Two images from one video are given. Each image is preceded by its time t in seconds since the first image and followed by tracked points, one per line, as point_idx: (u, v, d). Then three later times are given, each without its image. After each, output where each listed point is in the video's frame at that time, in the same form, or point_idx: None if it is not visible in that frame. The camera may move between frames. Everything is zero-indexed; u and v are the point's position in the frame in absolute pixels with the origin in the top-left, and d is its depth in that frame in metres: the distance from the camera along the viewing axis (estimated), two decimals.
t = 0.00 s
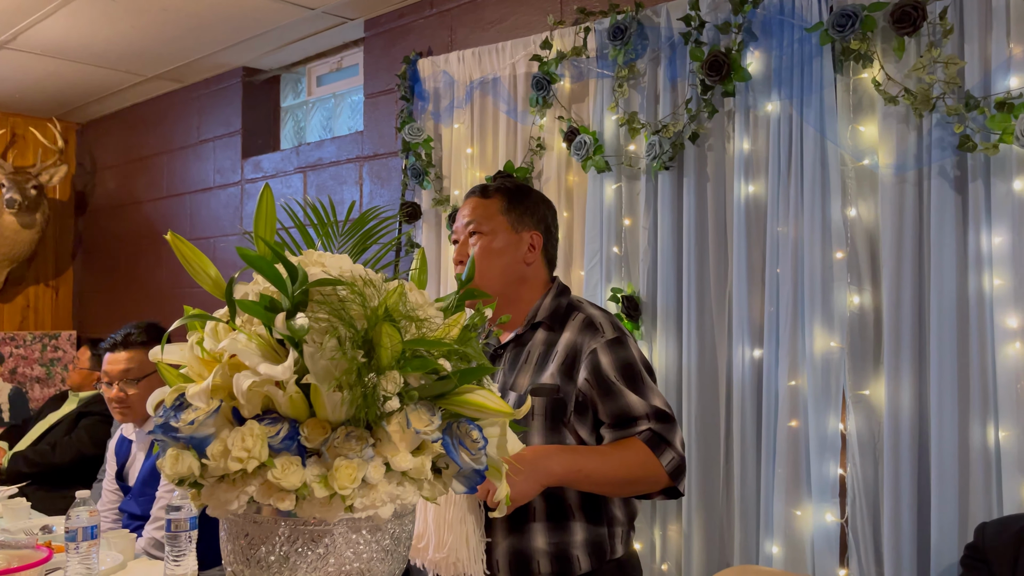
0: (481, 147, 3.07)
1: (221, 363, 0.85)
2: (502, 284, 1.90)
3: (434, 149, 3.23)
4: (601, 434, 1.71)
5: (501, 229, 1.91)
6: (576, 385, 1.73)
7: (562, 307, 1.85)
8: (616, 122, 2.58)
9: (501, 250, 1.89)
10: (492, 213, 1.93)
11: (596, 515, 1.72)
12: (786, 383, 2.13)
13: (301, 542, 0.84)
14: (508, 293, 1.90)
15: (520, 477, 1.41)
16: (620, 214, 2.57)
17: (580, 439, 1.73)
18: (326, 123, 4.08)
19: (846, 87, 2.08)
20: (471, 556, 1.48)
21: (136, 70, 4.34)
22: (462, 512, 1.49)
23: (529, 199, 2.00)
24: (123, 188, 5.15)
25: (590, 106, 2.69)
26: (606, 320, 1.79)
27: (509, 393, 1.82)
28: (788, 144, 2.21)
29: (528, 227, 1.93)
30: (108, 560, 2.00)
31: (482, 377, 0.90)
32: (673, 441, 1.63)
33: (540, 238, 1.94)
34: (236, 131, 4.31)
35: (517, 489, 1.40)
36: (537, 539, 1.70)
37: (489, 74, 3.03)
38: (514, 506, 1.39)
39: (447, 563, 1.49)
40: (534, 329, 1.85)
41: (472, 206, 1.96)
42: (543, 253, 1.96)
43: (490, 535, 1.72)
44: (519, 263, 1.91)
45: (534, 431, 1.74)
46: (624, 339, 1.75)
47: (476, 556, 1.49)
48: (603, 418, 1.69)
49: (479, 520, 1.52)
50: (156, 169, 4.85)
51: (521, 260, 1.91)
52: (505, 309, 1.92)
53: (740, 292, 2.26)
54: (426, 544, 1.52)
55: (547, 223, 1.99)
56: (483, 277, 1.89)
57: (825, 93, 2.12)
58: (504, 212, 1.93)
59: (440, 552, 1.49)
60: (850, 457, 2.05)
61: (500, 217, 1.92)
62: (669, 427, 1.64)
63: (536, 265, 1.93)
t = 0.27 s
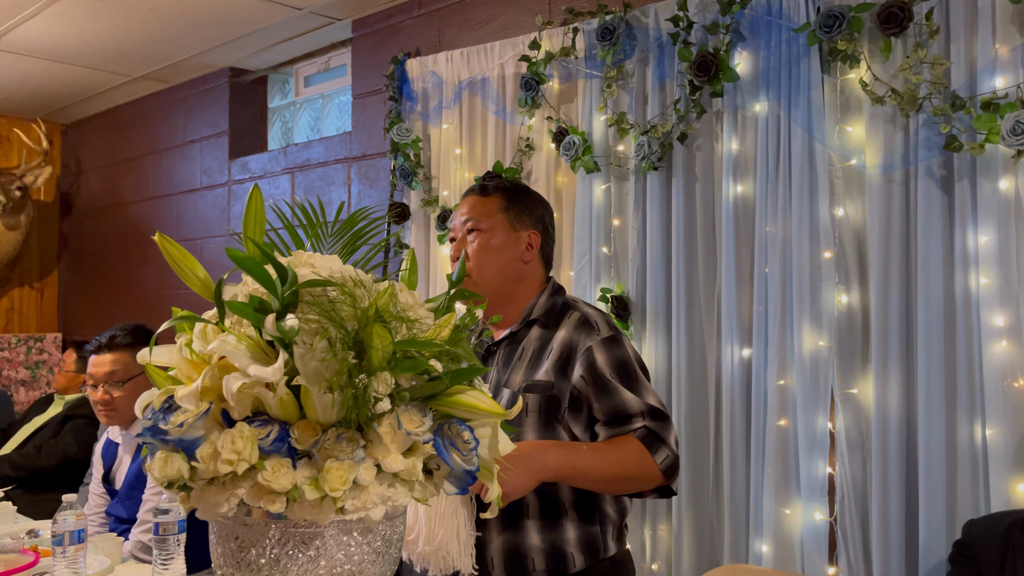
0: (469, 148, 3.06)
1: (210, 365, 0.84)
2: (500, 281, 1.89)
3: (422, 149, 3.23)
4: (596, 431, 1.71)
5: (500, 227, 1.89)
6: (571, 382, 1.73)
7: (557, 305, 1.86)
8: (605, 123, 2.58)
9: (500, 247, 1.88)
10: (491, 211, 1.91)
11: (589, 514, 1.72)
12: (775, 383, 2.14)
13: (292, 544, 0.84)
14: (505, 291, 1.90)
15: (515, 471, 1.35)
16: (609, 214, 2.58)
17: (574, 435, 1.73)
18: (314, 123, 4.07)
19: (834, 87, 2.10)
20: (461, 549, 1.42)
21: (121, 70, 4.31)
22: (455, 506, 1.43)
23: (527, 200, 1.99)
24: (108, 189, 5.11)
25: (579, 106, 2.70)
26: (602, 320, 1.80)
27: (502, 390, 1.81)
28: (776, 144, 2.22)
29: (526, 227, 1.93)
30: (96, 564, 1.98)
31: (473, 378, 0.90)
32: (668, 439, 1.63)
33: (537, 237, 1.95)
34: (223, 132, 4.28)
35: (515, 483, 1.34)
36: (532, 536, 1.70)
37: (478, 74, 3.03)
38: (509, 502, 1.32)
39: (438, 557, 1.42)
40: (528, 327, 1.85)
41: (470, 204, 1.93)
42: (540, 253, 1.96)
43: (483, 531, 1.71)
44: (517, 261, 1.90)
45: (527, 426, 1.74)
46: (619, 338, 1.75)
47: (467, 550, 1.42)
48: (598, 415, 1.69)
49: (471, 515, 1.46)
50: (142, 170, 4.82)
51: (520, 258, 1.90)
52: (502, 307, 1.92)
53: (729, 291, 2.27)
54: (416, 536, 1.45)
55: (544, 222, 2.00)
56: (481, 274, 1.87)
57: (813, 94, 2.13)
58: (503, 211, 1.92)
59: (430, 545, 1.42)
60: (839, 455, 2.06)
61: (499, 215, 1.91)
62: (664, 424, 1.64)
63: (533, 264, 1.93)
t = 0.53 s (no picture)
0: (457, 149, 3.06)
1: (199, 369, 0.84)
2: (506, 274, 1.88)
3: (410, 151, 3.22)
4: (601, 432, 1.71)
5: (512, 223, 1.91)
6: (577, 382, 1.73)
7: (558, 307, 1.86)
8: (593, 124, 2.58)
9: (510, 241, 1.89)
10: (504, 207, 1.93)
11: (589, 515, 1.73)
12: (763, 383, 2.15)
13: (283, 548, 0.83)
14: (509, 285, 1.89)
15: (531, 468, 1.38)
16: (597, 216, 2.58)
17: (579, 435, 1.73)
18: (301, 125, 4.05)
19: (819, 89, 2.11)
20: (470, 552, 1.18)
21: (106, 72, 4.27)
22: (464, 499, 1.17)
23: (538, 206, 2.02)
24: (92, 192, 5.07)
25: (567, 108, 2.70)
26: (605, 321, 1.80)
27: (505, 392, 1.81)
28: (763, 145, 2.23)
29: (536, 229, 1.96)
30: (84, 571, 1.96)
31: (465, 380, 0.90)
32: (673, 440, 1.62)
33: (545, 241, 1.97)
34: (209, 134, 4.26)
35: (529, 481, 1.36)
36: (534, 537, 1.70)
37: (465, 76, 3.03)
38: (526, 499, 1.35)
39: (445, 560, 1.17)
40: (530, 327, 1.86)
41: (485, 198, 1.96)
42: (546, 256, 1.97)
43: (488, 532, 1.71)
44: (525, 258, 1.90)
45: (533, 427, 1.72)
46: (623, 339, 1.75)
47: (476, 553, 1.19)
48: (604, 416, 1.69)
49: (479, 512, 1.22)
50: (128, 172, 4.78)
51: (528, 256, 1.91)
52: (506, 304, 1.90)
53: (717, 292, 2.28)
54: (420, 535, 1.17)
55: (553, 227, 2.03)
56: (489, 264, 1.86)
57: (799, 95, 2.15)
58: (516, 209, 1.94)
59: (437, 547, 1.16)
60: (826, 455, 2.07)
61: (511, 212, 1.93)
62: (669, 425, 1.64)
63: (539, 265, 1.94)
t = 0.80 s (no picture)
0: (445, 151, 3.06)
1: (190, 373, 0.83)
2: (512, 271, 1.87)
3: (398, 153, 3.21)
4: (609, 432, 1.71)
5: (521, 222, 1.93)
6: (586, 382, 1.73)
7: (564, 309, 1.85)
8: (581, 127, 2.59)
9: (518, 238, 1.90)
10: (514, 207, 1.95)
11: (593, 517, 1.71)
12: (750, 384, 2.16)
13: (274, 552, 0.82)
14: (515, 282, 1.88)
15: (546, 464, 1.31)
16: (586, 218, 2.59)
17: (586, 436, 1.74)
18: (287, 127, 4.03)
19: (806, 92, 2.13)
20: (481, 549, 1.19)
21: (90, 74, 4.24)
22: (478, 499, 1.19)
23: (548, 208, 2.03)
24: (76, 194, 5.03)
25: (554, 111, 2.71)
26: (612, 324, 1.81)
27: (512, 391, 1.79)
28: (750, 148, 2.24)
29: (545, 230, 1.97)
30: None
31: (457, 382, 0.90)
32: (681, 443, 1.61)
33: (554, 243, 1.96)
34: (194, 136, 4.23)
35: (544, 476, 1.29)
36: (540, 539, 1.69)
37: (453, 78, 3.03)
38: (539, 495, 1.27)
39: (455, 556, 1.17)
40: (536, 328, 1.84)
41: (496, 199, 1.99)
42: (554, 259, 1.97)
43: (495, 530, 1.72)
44: (532, 256, 1.90)
45: (542, 425, 1.72)
46: (631, 342, 1.76)
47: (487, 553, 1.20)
48: (612, 417, 1.69)
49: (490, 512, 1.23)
50: (112, 175, 4.75)
51: (535, 255, 1.91)
52: (510, 301, 1.88)
53: (704, 294, 2.29)
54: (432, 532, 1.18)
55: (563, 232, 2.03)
56: (495, 258, 1.87)
57: (786, 98, 2.16)
58: (526, 209, 1.96)
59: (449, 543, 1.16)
60: (814, 455, 2.08)
61: (521, 212, 1.95)
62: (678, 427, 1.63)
63: (546, 266, 1.93)
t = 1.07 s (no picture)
0: (432, 153, 3.05)
1: (179, 378, 0.82)
2: (514, 276, 1.87)
3: (385, 156, 3.20)
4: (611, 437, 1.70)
5: (520, 226, 1.93)
6: (588, 386, 1.72)
7: (568, 313, 1.86)
8: (568, 129, 2.59)
9: (519, 243, 1.90)
10: (512, 211, 1.95)
11: (595, 523, 1.70)
12: (738, 386, 2.17)
13: (264, 558, 0.82)
14: (517, 287, 1.87)
15: (545, 466, 1.32)
16: (574, 220, 2.59)
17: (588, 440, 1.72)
18: (273, 130, 4.02)
19: (791, 95, 2.12)
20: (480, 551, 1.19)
21: (73, 76, 4.21)
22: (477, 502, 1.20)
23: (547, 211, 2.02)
24: (58, 198, 4.98)
25: (542, 113, 2.71)
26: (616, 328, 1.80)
27: (513, 394, 1.78)
28: (737, 151, 2.26)
29: (544, 233, 1.97)
30: None
31: (448, 386, 0.90)
32: (684, 448, 1.60)
33: (553, 246, 1.97)
34: (179, 138, 4.20)
35: (543, 479, 1.30)
36: (540, 544, 1.68)
37: (440, 81, 3.02)
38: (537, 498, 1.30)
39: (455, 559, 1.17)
40: (539, 332, 1.84)
41: (494, 203, 1.99)
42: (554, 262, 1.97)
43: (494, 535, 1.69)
44: (533, 261, 1.91)
45: (543, 425, 1.71)
46: (634, 346, 1.75)
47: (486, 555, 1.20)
48: (615, 421, 1.68)
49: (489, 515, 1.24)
50: (95, 178, 4.70)
51: (536, 259, 1.91)
52: (514, 306, 1.88)
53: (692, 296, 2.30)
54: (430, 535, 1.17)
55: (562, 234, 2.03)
56: (497, 264, 1.87)
57: (772, 101, 2.18)
58: (524, 213, 1.96)
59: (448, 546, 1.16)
60: (802, 456, 2.09)
61: (520, 216, 1.95)
62: (681, 433, 1.62)
63: (547, 270, 1.94)
